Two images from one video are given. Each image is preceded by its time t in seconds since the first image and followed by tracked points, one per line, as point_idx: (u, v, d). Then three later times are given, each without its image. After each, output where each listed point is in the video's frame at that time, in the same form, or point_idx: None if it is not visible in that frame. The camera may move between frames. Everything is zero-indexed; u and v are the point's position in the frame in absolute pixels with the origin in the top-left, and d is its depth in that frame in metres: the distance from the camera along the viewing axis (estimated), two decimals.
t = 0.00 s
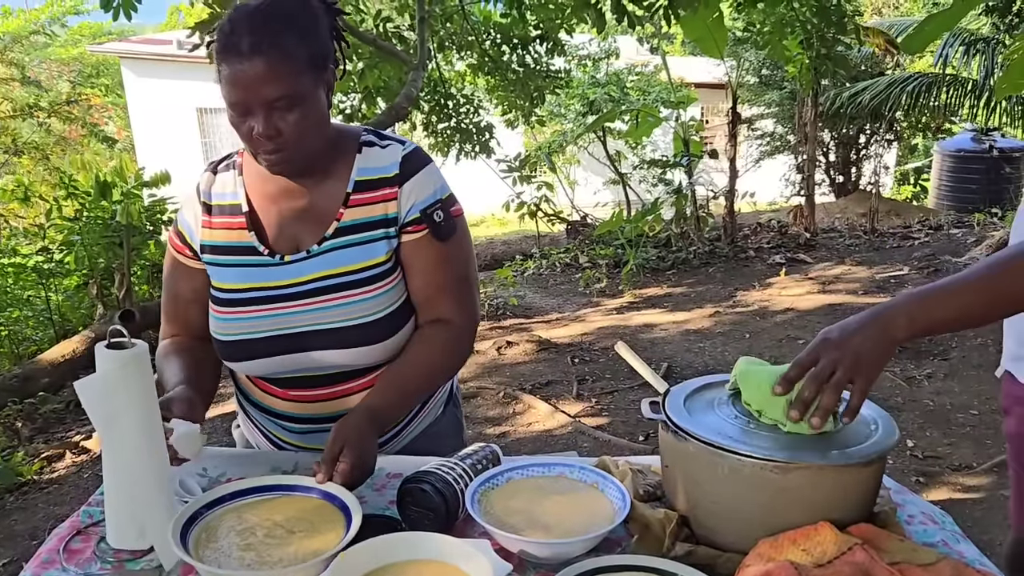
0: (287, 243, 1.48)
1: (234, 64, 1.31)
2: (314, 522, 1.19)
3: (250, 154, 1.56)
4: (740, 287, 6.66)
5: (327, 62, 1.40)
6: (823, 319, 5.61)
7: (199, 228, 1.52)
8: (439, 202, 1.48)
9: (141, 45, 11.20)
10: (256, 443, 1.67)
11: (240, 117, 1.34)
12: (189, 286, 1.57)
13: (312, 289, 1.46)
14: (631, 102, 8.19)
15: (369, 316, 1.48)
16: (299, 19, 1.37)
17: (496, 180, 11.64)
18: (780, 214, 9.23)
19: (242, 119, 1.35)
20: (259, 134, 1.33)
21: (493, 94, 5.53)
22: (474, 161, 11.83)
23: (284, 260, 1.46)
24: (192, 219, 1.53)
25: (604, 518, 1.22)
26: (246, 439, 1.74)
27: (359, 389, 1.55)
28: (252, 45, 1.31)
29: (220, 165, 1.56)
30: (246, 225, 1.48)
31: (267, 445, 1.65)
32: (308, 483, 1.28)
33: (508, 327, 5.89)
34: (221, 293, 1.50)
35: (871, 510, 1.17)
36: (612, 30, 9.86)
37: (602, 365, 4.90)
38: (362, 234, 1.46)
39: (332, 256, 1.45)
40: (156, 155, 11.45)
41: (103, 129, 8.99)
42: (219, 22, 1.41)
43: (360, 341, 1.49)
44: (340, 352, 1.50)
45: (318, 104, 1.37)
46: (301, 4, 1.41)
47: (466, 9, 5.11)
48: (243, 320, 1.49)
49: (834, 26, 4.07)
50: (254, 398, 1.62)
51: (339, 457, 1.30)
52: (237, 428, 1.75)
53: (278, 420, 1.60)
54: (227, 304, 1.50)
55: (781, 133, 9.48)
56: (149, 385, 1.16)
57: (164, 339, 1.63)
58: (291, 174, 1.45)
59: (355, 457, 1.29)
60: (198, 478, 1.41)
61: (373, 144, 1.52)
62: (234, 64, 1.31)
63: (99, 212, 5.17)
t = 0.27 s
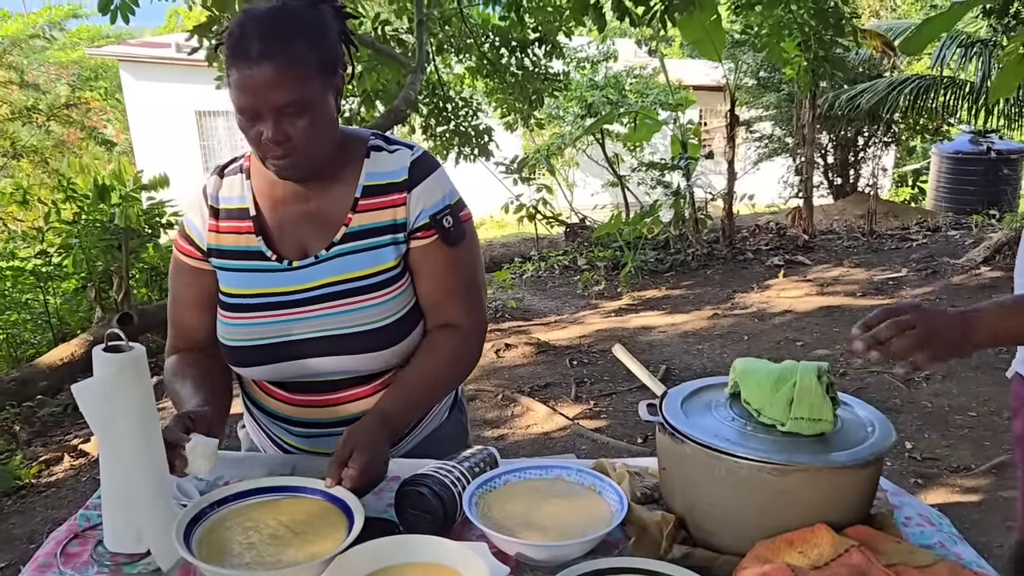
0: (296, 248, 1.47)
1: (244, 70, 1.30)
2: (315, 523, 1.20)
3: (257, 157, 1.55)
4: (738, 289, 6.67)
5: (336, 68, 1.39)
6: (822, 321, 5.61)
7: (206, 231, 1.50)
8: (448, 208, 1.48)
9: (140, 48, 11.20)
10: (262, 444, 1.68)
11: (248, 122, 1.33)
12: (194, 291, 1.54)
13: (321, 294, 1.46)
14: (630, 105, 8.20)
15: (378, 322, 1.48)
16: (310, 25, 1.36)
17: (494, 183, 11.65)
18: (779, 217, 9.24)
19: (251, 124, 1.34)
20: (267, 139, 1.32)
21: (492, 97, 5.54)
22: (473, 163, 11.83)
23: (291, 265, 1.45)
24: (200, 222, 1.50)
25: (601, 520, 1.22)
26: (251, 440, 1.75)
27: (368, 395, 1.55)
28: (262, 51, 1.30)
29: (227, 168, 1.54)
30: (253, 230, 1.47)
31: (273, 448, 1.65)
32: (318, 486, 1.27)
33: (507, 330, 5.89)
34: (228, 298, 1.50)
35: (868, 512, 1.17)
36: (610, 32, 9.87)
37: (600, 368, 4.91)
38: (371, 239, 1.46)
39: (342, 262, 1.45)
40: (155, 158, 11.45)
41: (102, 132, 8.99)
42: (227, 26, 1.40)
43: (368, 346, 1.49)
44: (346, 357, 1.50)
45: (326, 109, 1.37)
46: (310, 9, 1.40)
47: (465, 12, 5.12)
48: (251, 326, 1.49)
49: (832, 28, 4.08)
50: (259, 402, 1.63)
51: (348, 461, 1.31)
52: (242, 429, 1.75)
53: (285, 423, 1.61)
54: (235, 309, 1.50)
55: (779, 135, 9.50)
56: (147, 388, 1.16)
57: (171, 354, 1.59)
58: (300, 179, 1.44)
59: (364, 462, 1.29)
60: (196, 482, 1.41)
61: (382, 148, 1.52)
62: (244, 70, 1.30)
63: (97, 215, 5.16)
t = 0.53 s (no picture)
0: (301, 251, 1.47)
1: (252, 73, 1.30)
2: (313, 525, 1.19)
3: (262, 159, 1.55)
4: (737, 291, 6.67)
5: (344, 71, 1.39)
6: (820, 323, 5.61)
7: (210, 234, 1.50)
8: (453, 211, 1.48)
9: (139, 50, 11.19)
10: (262, 444, 1.68)
11: (255, 125, 1.33)
12: (200, 293, 1.53)
13: (326, 297, 1.46)
14: (628, 107, 8.20)
15: (383, 326, 1.48)
16: (318, 28, 1.36)
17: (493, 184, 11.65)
18: (777, 219, 9.25)
19: (256, 127, 1.34)
20: (273, 142, 1.32)
21: (490, 100, 5.54)
22: (471, 165, 11.83)
23: (296, 268, 1.45)
24: (203, 222, 1.50)
25: (599, 523, 1.21)
26: (253, 441, 1.74)
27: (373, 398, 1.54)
28: (270, 54, 1.30)
29: (231, 170, 1.54)
30: (259, 231, 1.47)
31: (274, 449, 1.65)
32: (316, 488, 1.27)
33: (506, 332, 5.89)
34: (232, 300, 1.50)
35: (867, 513, 1.16)
36: (609, 34, 9.87)
37: (599, 369, 4.90)
38: (375, 243, 1.46)
39: (346, 265, 1.45)
40: (154, 160, 11.45)
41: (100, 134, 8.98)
42: (235, 28, 1.40)
43: (373, 350, 1.49)
44: (350, 361, 1.50)
45: (333, 113, 1.36)
46: (318, 10, 1.40)
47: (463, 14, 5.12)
48: (257, 329, 1.49)
49: (830, 29, 4.07)
50: (262, 404, 1.63)
51: (349, 463, 1.31)
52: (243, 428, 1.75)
53: (287, 426, 1.60)
54: (241, 312, 1.49)
55: (777, 137, 9.51)
56: (146, 390, 1.16)
57: (173, 360, 1.57)
58: (306, 182, 1.44)
59: (362, 463, 1.30)
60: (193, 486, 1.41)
61: (387, 151, 1.52)
62: (251, 73, 1.30)
63: (96, 217, 5.16)
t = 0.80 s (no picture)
0: (301, 251, 1.47)
1: (254, 73, 1.30)
2: (313, 525, 1.19)
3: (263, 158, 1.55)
4: (736, 292, 6.67)
5: (345, 72, 1.38)
6: (819, 324, 5.61)
7: (212, 232, 1.50)
8: (454, 213, 1.48)
9: (137, 50, 11.18)
10: (263, 444, 1.68)
11: (256, 126, 1.33)
12: (200, 290, 1.53)
13: (327, 297, 1.45)
14: (628, 108, 8.21)
15: (384, 326, 1.48)
16: (320, 30, 1.36)
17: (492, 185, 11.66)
18: (776, 220, 9.25)
19: (257, 127, 1.34)
20: (274, 143, 1.32)
21: (489, 102, 5.54)
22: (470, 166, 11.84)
23: (297, 268, 1.45)
24: (204, 219, 1.50)
25: (600, 523, 1.21)
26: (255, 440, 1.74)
27: (373, 399, 1.54)
28: (271, 56, 1.30)
29: (232, 169, 1.54)
30: (260, 231, 1.47)
31: (277, 450, 1.65)
32: (315, 487, 1.26)
33: (504, 333, 5.89)
34: (232, 299, 1.50)
35: (868, 514, 1.16)
36: (608, 36, 9.87)
37: (598, 370, 4.90)
38: (376, 243, 1.46)
39: (347, 266, 1.45)
40: (152, 161, 11.43)
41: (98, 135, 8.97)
42: (237, 28, 1.40)
43: (374, 350, 1.49)
44: (350, 361, 1.49)
45: (334, 114, 1.36)
46: (320, 11, 1.40)
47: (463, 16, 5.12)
48: (258, 328, 1.48)
49: (829, 31, 4.07)
50: (263, 405, 1.62)
51: (348, 464, 1.30)
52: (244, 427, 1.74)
53: (289, 427, 1.60)
54: (241, 312, 1.49)
55: (776, 138, 9.52)
56: (146, 389, 1.15)
57: (170, 358, 1.56)
58: (307, 182, 1.44)
59: (363, 463, 1.29)
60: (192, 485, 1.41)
61: (388, 151, 1.52)
62: (253, 74, 1.30)
63: (94, 217, 5.16)
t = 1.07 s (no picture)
0: (300, 249, 1.47)
1: (251, 71, 1.29)
2: (313, 525, 1.18)
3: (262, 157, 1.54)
4: (736, 293, 6.67)
5: (342, 70, 1.38)
6: (819, 325, 5.61)
7: (211, 232, 1.49)
8: (453, 211, 1.48)
9: (137, 50, 11.17)
10: (263, 443, 1.67)
11: (254, 124, 1.32)
12: (199, 290, 1.53)
13: (326, 296, 1.45)
14: (627, 109, 8.21)
15: (383, 325, 1.47)
16: (316, 27, 1.35)
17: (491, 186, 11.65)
18: (776, 221, 9.25)
19: (255, 125, 1.33)
20: (272, 142, 1.31)
21: (488, 103, 5.53)
22: (469, 167, 11.83)
23: (297, 266, 1.44)
24: (203, 218, 1.50)
25: (601, 524, 1.21)
26: (255, 440, 1.73)
27: (372, 398, 1.53)
28: (268, 54, 1.29)
29: (232, 167, 1.54)
30: (258, 229, 1.47)
31: (276, 451, 1.64)
32: (315, 487, 1.26)
33: (504, 333, 5.89)
34: (232, 298, 1.49)
35: (871, 515, 1.16)
36: (607, 36, 9.87)
37: (598, 371, 4.90)
38: (375, 242, 1.45)
39: (346, 265, 1.45)
40: (152, 161, 11.43)
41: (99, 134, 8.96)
42: (235, 26, 1.39)
43: (373, 350, 1.48)
44: (349, 360, 1.49)
45: (332, 112, 1.36)
46: (318, 8, 1.39)
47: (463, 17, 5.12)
48: (257, 327, 1.48)
49: (829, 32, 4.07)
50: (262, 405, 1.62)
51: (347, 464, 1.29)
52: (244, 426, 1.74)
53: (288, 427, 1.59)
54: (240, 310, 1.48)
55: (776, 139, 9.52)
56: (147, 389, 1.15)
57: (165, 356, 1.55)
58: (305, 180, 1.43)
59: (363, 464, 1.28)
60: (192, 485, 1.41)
61: (388, 150, 1.51)
62: (251, 72, 1.29)
63: (94, 217, 5.15)
